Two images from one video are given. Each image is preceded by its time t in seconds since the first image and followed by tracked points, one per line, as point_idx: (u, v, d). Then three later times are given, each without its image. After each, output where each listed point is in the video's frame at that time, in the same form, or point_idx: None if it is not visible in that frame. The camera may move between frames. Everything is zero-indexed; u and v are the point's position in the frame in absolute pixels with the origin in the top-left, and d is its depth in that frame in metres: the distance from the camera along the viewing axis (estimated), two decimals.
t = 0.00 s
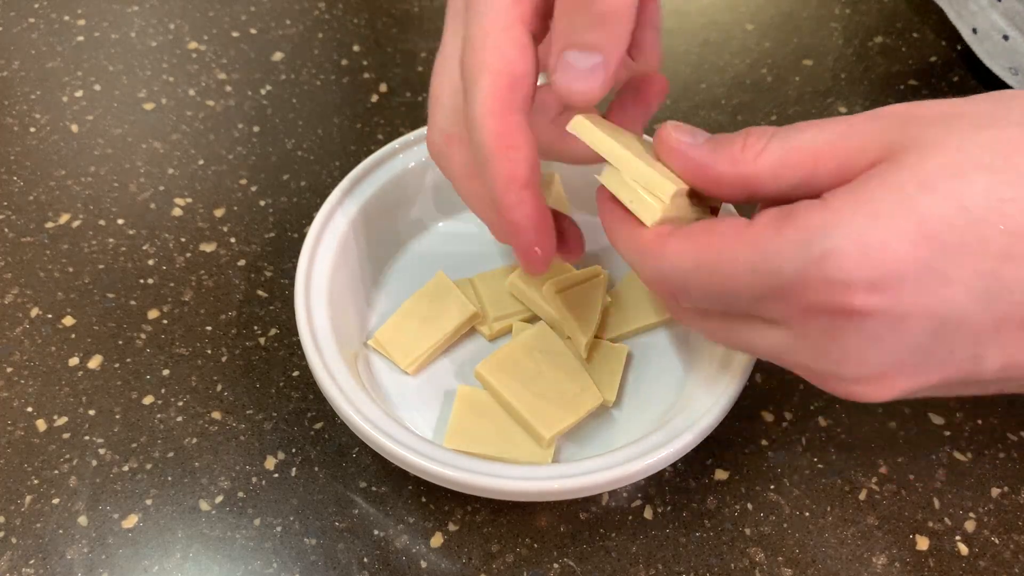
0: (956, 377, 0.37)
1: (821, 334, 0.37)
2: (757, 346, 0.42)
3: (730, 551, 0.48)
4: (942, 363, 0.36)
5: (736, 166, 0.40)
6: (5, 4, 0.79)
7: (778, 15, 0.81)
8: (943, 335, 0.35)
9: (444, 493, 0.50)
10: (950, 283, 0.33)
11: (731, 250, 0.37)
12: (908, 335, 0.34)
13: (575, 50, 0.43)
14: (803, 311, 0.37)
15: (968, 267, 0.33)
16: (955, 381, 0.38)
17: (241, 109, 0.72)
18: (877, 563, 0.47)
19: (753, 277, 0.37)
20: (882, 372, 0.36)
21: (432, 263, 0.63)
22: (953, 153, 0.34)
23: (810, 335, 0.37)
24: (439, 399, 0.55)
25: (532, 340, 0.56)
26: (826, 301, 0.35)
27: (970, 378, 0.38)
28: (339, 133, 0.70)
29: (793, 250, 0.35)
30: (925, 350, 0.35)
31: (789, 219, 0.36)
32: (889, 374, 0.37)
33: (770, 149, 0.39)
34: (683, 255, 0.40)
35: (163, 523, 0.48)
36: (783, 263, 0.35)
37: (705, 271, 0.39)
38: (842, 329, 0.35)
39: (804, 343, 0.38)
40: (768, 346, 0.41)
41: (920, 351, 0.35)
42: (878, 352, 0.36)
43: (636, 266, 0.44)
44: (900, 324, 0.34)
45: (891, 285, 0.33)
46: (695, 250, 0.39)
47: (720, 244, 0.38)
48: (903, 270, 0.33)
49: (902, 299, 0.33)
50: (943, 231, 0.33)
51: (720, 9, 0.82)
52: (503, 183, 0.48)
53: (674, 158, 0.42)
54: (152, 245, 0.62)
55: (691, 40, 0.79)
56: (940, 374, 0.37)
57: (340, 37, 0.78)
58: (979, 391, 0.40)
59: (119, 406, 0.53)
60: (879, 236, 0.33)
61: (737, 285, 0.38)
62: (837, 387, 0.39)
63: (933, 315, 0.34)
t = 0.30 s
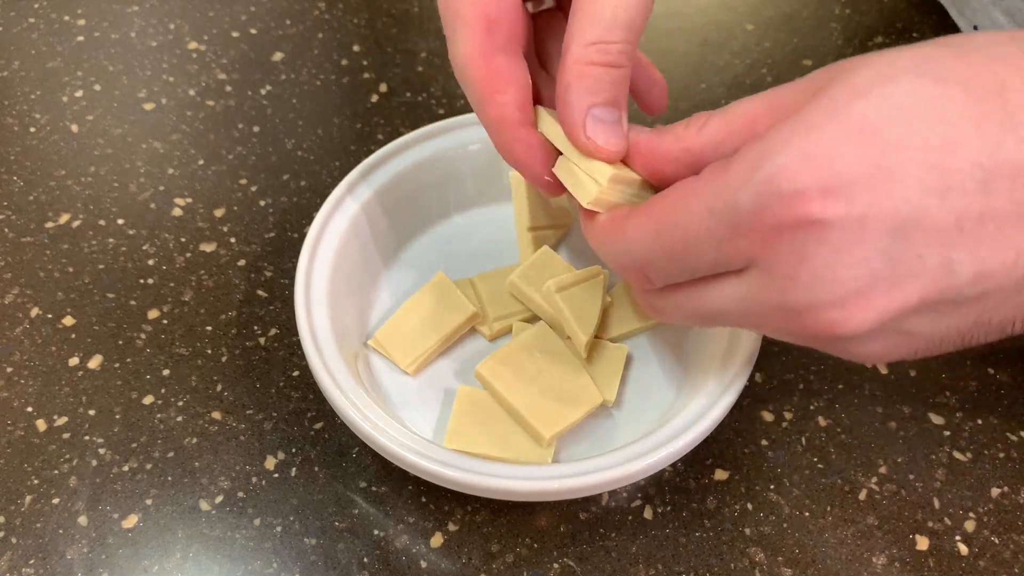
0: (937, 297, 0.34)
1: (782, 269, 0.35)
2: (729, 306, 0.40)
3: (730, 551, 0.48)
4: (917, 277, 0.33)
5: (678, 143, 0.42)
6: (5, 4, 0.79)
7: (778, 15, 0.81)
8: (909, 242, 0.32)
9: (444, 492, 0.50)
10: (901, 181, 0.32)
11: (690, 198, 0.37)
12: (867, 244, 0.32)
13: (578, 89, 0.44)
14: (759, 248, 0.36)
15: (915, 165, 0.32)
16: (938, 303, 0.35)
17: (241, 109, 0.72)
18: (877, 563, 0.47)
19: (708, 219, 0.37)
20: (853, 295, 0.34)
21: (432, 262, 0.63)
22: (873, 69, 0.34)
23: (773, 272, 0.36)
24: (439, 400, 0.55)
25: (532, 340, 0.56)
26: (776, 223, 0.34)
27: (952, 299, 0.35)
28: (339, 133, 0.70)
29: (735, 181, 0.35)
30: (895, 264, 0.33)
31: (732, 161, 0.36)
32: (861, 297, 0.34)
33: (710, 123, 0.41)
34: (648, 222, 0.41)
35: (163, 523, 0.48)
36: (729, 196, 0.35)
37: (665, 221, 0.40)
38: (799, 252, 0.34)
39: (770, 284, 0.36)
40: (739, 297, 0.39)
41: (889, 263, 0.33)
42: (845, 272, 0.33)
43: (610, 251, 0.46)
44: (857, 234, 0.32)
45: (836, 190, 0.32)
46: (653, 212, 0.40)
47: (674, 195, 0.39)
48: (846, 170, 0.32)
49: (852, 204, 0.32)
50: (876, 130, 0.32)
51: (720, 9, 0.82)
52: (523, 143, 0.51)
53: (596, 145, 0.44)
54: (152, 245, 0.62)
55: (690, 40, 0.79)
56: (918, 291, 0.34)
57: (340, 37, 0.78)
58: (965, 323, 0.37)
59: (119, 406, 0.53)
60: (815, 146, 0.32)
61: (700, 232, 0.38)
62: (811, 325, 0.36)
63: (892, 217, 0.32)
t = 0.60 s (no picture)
0: (902, 305, 0.32)
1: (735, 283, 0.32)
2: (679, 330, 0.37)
3: (730, 551, 0.48)
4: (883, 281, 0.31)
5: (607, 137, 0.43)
6: (5, 4, 0.79)
7: (778, 15, 0.81)
8: (868, 241, 0.30)
9: (444, 492, 0.50)
10: (851, 180, 0.31)
11: (631, 208, 0.36)
12: (823, 246, 0.30)
13: (478, 85, 0.42)
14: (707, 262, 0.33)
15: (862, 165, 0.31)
16: (901, 310, 0.33)
17: (241, 109, 0.72)
18: (877, 563, 0.48)
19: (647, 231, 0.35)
20: (816, 305, 0.31)
21: (432, 262, 0.63)
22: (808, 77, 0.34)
23: (724, 286, 0.33)
24: (439, 400, 0.55)
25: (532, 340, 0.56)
26: (724, 228, 0.31)
27: (914, 306, 0.33)
28: (339, 133, 0.70)
29: (679, 185, 0.33)
30: (856, 268, 0.30)
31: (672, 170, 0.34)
32: (825, 309, 0.31)
33: (632, 115, 0.42)
34: (590, 232, 0.38)
35: (163, 523, 0.48)
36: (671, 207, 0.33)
37: (603, 230, 0.37)
38: (752, 260, 0.31)
39: (723, 304, 0.33)
40: (691, 318, 0.36)
41: (847, 267, 0.30)
42: (805, 278, 0.30)
43: (547, 263, 0.43)
44: (813, 236, 0.30)
45: (788, 192, 0.30)
46: (595, 227, 0.38)
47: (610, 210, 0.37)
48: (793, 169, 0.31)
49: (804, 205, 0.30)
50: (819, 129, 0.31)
51: (720, 9, 0.82)
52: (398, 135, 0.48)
53: (481, 142, 0.44)
54: (152, 245, 0.62)
55: (691, 40, 0.79)
56: (883, 299, 0.31)
57: (340, 38, 0.78)
58: (927, 330, 0.35)
59: (119, 406, 0.53)
60: (763, 148, 0.31)
61: (644, 245, 0.35)
62: (769, 347, 0.33)
63: (846, 216, 0.30)
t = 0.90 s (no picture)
0: (775, 351, 0.34)
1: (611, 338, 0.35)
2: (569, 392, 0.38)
3: (730, 551, 0.48)
4: (747, 325, 0.33)
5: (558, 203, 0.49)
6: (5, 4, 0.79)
7: (778, 15, 0.81)
8: (727, 285, 0.33)
9: (444, 492, 0.50)
10: (706, 230, 0.34)
11: (510, 271, 0.37)
12: (684, 290, 0.33)
13: (505, 156, 0.48)
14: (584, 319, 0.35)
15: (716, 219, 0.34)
16: (777, 358, 0.34)
17: (241, 109, 0.72)
18: (877, 563, 0.48)
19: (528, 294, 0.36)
20: (682, 343, 0.33)
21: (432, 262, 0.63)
22: (669, 154, 0.38)
23: (602, 339, 0.35)
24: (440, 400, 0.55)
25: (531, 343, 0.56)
26: (595, 283, 0.34)
27: (794, 352, 0.34)
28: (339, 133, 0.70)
29: (552, 249, 0.36)
30: (721, 309, 0.33)
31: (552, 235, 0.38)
32: (695, 349, 0.33)
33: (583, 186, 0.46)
34: (473, 299, 0.39)
35: (163, 523, 0.48)
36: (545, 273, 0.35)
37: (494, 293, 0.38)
38: (619, 307, 0.34)
39: (604, 357, 0.35)
40: (581, 375, 0.37)
41: (712, 311, 0.33)
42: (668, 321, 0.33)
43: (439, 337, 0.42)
44: (670, 283, 0.33)
45: (648, 246, 0.34)
46: (482, 291, 0.39)
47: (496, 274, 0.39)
48: (653, 227, 0.34)
49: (665, 257, 0.34)
50: (683, 190, 0.35)
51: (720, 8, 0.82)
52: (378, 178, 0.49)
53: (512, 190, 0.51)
54: (152, 245, 0.62)
55: (690, 40, 0.79)
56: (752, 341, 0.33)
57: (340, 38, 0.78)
58: (821, 384, 0.36)
59: (119, 406, 0.53)
60: (624, 212, 0.35)
61: (520, 305, 0.37)
62: (650, 393, 0.35)
63: (702, 259, 0.34)
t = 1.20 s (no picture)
0: (770, 337, 0.34)
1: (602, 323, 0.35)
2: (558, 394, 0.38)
3: (730, 551, 0.48)
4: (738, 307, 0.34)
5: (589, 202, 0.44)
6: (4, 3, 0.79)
7: (778, 15, 0.81)
8: (719, 266, 0.34)
9: (444, 492, 0.50)
10: (697, 214, 0.36)
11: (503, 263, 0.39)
12: (677, 269, 0.34)
13: (557, 50, 0.46)
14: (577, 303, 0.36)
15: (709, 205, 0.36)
16: (774, 344, 0.34)
17: (241, 109, 0.72)
18: (876, 563, 0.48)
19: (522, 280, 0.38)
20: (675, 326, 0.34)
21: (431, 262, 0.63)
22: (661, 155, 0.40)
23: (593, 323, 0.36)
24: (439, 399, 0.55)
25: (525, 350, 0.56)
26: (587, 263, 0.35)
27: (789, 339, 0.35)
28: (339, 133, 0.70)
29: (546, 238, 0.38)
30: (713, 290, 0.34)
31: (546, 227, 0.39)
32: (688, 329, 0.34)
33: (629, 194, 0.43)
34: (464, 293, 0.41)
35: (163, 523, 0.48)
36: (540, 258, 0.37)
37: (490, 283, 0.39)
38: (613, 289, 0.35)
39: (596, 342, 0.36)
40: (570, 370, 0.37)
41: (706, 291, 0.34)
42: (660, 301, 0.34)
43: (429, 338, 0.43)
44: (665, 265, 0.34)
45: (643, 228, 0.35)
46: (476, 287, 0.40)
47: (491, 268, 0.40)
48: (646, 210, 0.36)
49: (658, 238, 0.35)
50: (676, 177, 0.37)
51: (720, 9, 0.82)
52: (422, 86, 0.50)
53: (559, 98, 0.48)
54: (152, 245, 0.62)
55: (690, 40, 0.79)
56: (746, 323, 0.34)
57: (339, 38, 0.78)
58: (822, 377, 0.36)
59: (119, 406, 0.53)
60: (618, 197, 0.37)
61: (512, 293, 0.38)
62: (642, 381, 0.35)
63: (693, 239, 0.35)
